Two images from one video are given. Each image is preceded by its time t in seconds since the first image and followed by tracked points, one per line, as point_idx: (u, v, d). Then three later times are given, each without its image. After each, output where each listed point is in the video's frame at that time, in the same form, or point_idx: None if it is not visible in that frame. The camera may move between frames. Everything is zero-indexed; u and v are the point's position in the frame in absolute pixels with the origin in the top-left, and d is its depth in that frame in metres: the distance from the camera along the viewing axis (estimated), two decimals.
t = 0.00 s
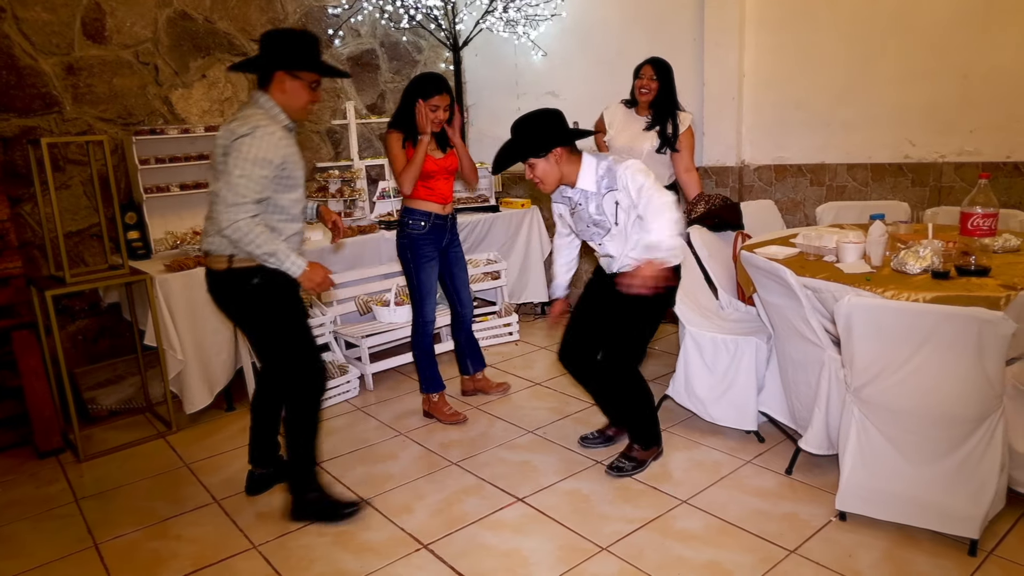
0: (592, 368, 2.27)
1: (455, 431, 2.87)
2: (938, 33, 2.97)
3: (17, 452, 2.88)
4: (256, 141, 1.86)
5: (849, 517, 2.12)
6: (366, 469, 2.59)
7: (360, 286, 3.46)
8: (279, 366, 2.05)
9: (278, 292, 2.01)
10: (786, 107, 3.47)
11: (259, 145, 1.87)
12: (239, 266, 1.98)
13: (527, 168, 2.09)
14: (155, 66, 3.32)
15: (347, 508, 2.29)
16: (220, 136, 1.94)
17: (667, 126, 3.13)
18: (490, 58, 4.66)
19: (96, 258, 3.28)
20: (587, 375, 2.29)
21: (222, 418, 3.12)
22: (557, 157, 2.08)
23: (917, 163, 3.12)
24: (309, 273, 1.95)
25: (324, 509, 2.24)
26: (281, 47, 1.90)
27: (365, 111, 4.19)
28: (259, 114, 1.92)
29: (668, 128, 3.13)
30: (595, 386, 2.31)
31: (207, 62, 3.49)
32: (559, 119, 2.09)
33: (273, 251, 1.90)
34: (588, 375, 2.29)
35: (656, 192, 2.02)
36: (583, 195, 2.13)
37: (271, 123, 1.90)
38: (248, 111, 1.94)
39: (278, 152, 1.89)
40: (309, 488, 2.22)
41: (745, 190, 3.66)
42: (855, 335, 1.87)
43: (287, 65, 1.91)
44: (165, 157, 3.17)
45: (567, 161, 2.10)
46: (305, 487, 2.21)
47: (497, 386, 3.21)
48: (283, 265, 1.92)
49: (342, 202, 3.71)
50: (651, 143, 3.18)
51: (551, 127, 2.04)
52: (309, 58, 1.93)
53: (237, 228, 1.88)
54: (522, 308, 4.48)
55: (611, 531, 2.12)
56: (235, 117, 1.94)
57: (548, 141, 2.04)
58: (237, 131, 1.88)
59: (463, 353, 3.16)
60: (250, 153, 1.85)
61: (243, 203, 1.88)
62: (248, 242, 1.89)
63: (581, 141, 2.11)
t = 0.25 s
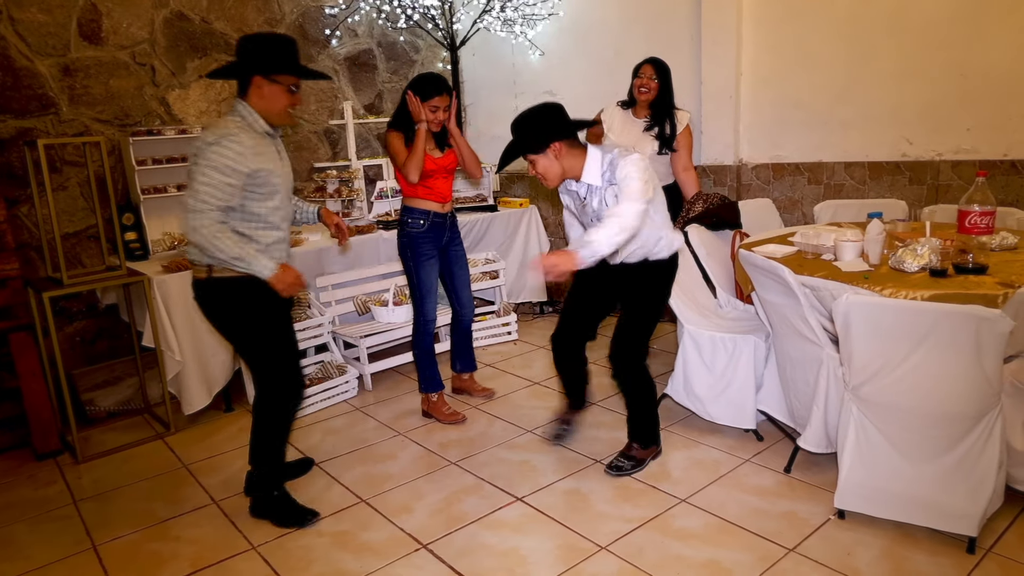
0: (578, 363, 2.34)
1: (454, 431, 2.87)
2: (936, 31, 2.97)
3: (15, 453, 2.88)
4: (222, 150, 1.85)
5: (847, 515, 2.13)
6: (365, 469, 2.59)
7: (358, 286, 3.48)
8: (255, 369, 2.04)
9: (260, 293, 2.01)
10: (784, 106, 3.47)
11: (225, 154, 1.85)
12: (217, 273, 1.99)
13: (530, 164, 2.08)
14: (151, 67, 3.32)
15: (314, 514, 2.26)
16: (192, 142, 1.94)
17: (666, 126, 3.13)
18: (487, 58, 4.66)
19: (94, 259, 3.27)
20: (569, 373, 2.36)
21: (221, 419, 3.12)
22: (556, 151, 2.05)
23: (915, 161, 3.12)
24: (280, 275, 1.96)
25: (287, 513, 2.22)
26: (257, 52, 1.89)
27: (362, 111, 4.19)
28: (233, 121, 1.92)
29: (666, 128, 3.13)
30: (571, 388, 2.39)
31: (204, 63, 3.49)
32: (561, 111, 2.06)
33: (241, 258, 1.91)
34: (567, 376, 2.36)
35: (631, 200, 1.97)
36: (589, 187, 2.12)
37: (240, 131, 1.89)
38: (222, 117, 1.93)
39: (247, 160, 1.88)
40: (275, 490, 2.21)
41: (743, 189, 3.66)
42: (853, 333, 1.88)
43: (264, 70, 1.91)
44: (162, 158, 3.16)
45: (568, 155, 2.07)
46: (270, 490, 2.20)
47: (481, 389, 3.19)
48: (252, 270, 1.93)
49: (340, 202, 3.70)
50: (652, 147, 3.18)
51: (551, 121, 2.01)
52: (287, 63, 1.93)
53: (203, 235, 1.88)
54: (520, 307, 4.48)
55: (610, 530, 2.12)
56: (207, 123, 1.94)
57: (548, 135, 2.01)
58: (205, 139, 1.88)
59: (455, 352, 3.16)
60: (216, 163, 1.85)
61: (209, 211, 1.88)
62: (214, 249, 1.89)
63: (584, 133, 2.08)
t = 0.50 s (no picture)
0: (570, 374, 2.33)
1: (453, 430, 2.87)
2: (935, 30, 2.97)
3: (14, 454, 2.88)
4: (198, 136, 1.83)
5: (847, 514, 2.13)
6: (364, 468, 2.59)
7: (357, 286, 3.49)
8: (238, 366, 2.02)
9: (242, 286, 2.00)
10: (783, 105, 3.47)
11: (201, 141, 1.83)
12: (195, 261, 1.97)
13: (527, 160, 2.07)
14: (150, 66, 3.31)
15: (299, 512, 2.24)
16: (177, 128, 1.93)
17: (667, 126, 3.15)
18: (486, 58, 4.66)
19: (92, 259, 3.27)
20: (549, 396, 2.35)
21: (220, 418, 3.12)
22: (553, 148, 2.05)
23: (913, 160, 3.12)
24: (252, 266, 1.92)
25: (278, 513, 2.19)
26: (243, 37, 1.86)
27: (361, 111, 4.19)
28: (216, 107, 1.90)
29: (667, 127, 3.15)
30: (548, 414, 2.38)
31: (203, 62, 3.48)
32: (561, 108, 2.05)
33: (211, 246, 1.88)
34: (546, 404, 2.37)
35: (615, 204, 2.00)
36: (583, 185, 2.12)
37: (219, 118, 1.87)
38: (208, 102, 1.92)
39: (223, 147, 1.85)
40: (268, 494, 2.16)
41: (742, 188, 3.66)
42: (852, 333, 1.88)
43: (250, 56, 1.89)
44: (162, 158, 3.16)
45: (565, 153, 2.08)
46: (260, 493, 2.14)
47: (474, 389, 3.18)
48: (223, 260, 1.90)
49: (338, 202, 3.72)
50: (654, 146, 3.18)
51: (548, 117, 2.01)
52: (273, 47, 1.90)
53: (174, 221, 1.87)
54: (519, 306, 4.48)
55: (610, 530, 2.12)
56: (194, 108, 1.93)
57: (544, 131, 2.01)
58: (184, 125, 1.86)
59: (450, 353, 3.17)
60: (191, 150, 1.83)
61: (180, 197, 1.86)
62: (185, 235, 1.87)
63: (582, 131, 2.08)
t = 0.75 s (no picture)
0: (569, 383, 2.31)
1: (451, 429, 2.87)
2: (934, 30, 2.97)
3: (12, 453, 2.87)
4: (168, 133, 1.84)
5: (845, 513, 2.13)
6: (363, 468, 2.59)
7: (356, 286, 3.50)
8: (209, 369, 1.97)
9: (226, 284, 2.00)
10: (781, 104, 3.47)
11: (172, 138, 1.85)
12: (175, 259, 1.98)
13: (523, 161, 2.08)
14: (148, 65, 3.31)
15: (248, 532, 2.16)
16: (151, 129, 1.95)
17: (670, 125, 3.14)
18: (485, 57, 4.66)
19: (91, 258, 3.27)
20: (547, 413, 2.37)
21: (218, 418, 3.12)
22: (551, 150, 2.05)
23: (912, 160, 3.13)
24: (235, 258, 1.94)
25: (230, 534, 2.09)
26: (220, 34, 1.85)
27: (360, 110, 4.18)
28: (191, 105, 1.92)
29: (671, 127, 3.14)
30: (546, 433, 2.40)
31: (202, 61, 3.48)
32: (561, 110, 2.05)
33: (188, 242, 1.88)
34: (542, 424, 2.38)
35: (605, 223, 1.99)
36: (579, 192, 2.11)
37: (192, 116, 1.88)
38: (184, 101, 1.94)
39: (194, 143, 1.87)
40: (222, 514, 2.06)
41: (740, 188, 3.66)
42: (851, 332, 1.88)
43: (227, 52, 1.87)
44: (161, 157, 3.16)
45: (563, 157, 2.07)
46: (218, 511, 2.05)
47: (472, 389, 3.18)
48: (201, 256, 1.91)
49: (337, 202, 3.68)
50: (658, 146, 3.18)
51: (548, 119, 2.00)
52: (250, 44, 1.87)
53: (149, 219, 1.87)
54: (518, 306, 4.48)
55: (608, 529, 2.12)
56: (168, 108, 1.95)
57: (544, 132, 2.01)
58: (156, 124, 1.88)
59: (447, 351, 3.17)
60: (162, 148, 1.83)
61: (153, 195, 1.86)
62: (161, 234, 1.88)
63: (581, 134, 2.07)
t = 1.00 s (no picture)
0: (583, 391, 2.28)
1: (449, 429, 2.87)
2: (931, 31, 2.98)
3: (9, 451, 2.87)
4: (156, 140, 1.79)
5: (842, 513, 2.13)
6: (360, 467, 2.58)
7: (353, 285, 3.49)
8: (182, 368, 1.93)
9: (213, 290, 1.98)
10: (779, 104, 3.48)
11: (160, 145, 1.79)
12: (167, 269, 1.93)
13: (504, 150, 2.05)
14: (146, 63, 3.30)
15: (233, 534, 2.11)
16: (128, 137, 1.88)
17: (676, 126, 3.14)
18: (484, 56, 4.65)
19: (88, 256, 3.26)
20: (585, 425, 2.35)
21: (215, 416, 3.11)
22: (533, 142, 2.04)
23: (910, 160, 3.13)
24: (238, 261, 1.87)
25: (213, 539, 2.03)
26: (200, 33, 1.85)
27: (358, 108, 4.18)
28: (172, 111, 1.89)
29: (677, 127, 3.14)
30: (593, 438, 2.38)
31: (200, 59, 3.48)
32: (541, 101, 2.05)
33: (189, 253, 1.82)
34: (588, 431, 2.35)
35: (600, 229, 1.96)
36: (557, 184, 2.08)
37: (175, 121, 1.85)
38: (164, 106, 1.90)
39: (181, 150, 1.83)
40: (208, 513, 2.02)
41: (738, 188, 3.66)
42: (848, 333, 1.88)
43: (207, 52, 1.88)
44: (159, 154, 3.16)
45: (544, 148, 2.06)
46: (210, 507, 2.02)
47: (469, 387, 3.17)
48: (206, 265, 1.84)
49: (335, 200, 3.65)
50: (665, 147, 3.20)
51: (530, 108, 2.00)
52: (232, 43, 1.88)
53: (144, 230, 1.80)
54: (516, 305, 4.48)
55: (606, 528, 2.12)
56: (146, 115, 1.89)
57: (527, 122, 2.00)
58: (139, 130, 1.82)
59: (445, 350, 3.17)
60: (148, 157, 1.78)
61: (146, 204, 1.80)
62: (157, 246, 1.81)
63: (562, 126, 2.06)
